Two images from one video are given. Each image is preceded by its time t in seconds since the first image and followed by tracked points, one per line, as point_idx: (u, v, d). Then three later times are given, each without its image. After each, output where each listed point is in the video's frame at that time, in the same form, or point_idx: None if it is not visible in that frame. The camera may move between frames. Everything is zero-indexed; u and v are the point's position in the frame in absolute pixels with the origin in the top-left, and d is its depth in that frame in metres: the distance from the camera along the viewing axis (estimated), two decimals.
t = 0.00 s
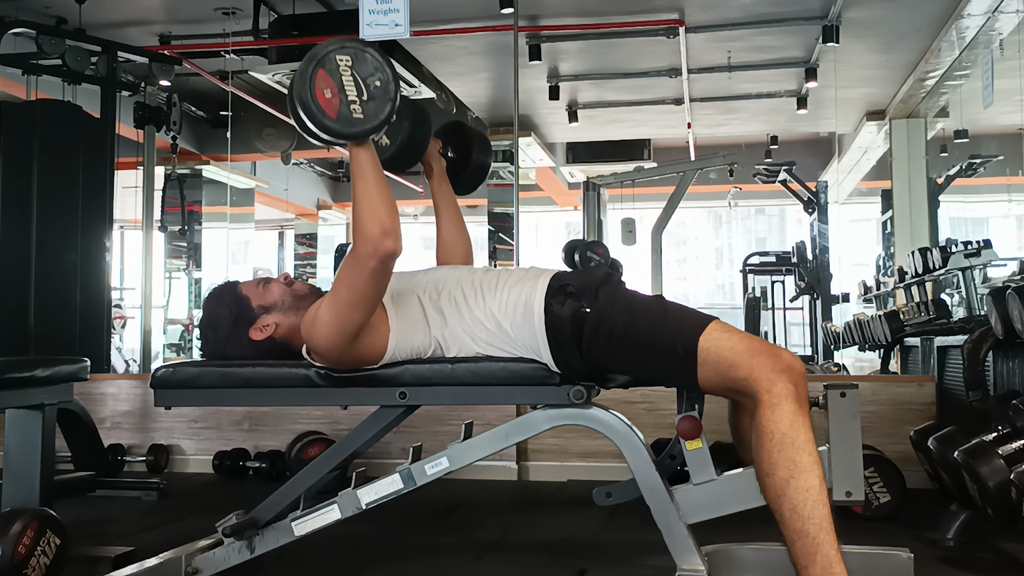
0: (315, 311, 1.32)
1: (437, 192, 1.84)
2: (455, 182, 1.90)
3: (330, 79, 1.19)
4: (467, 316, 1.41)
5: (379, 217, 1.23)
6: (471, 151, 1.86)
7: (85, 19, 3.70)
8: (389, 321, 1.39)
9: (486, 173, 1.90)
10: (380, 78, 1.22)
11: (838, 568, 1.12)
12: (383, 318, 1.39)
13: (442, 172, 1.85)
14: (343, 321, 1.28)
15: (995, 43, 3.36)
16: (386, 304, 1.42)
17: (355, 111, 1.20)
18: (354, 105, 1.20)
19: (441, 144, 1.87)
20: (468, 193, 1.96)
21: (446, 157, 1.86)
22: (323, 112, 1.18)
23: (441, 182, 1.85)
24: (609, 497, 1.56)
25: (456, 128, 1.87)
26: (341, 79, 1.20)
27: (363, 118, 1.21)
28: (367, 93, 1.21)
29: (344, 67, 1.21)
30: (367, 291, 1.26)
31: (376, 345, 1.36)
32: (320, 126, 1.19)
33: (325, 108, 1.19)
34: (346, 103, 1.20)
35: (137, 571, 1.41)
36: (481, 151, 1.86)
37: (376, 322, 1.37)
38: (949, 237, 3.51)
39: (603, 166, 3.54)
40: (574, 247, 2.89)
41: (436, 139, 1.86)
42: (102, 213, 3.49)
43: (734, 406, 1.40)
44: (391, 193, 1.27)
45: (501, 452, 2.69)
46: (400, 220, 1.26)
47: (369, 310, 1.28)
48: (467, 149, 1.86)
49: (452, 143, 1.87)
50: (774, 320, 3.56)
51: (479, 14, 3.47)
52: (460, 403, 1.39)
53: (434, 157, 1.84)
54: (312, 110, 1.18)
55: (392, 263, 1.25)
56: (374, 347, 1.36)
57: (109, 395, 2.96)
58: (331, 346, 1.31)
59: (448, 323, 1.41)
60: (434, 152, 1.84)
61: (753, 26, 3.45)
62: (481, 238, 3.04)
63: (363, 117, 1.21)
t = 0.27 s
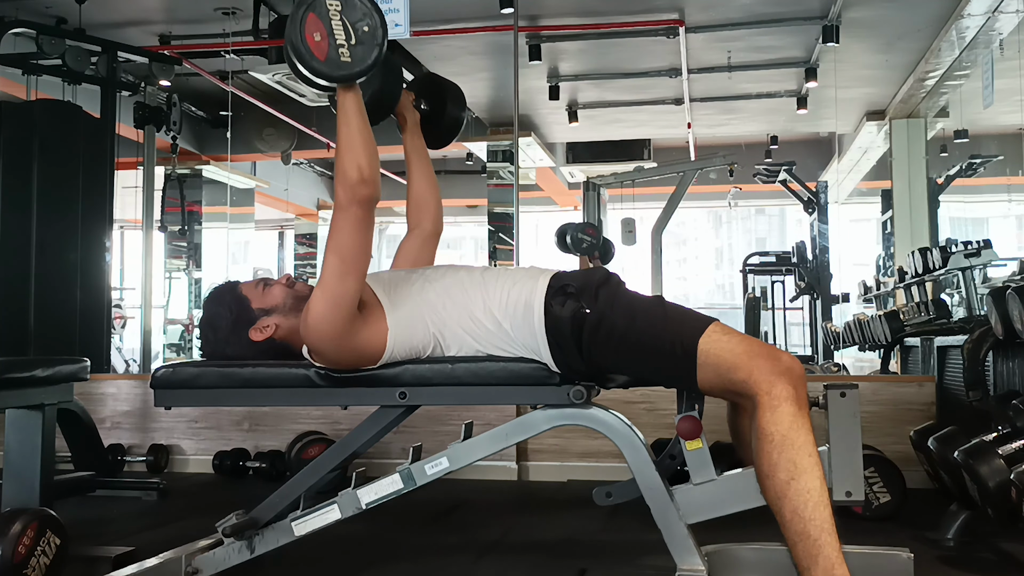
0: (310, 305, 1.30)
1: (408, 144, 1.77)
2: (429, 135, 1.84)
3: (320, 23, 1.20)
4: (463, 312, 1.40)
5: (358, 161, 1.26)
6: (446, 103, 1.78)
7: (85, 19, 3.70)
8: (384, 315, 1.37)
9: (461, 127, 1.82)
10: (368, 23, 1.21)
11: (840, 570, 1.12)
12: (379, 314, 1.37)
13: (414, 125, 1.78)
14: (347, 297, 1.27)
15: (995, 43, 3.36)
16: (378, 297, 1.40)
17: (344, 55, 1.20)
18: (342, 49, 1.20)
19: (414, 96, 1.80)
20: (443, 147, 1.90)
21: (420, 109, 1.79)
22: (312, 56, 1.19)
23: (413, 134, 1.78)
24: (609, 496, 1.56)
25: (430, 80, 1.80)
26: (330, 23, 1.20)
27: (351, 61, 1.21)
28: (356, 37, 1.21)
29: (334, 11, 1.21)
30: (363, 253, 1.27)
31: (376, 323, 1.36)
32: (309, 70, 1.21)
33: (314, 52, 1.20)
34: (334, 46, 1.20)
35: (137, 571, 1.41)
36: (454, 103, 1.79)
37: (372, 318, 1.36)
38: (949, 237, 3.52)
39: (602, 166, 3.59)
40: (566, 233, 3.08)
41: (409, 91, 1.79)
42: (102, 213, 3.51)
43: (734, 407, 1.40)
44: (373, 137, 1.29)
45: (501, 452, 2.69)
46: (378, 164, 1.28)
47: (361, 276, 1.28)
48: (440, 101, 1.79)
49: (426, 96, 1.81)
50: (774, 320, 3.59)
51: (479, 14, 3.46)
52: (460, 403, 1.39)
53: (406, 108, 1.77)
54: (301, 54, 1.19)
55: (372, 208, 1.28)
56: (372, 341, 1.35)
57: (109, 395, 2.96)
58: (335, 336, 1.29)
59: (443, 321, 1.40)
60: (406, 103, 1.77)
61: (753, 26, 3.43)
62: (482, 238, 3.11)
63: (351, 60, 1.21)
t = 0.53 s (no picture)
0: (309, 294, 1.29)
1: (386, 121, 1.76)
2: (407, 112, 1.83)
3: (319, 1, 1.21)
4: (462, 311, 1.40)
5: (344, 139, 1.30)
6: (427, 81, 1.78)
7: (85, 19, 3.70)
8: (380, 308, 1.38)
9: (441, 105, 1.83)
10: (366, 6, 1.23)
11: (845, 567, 1.12)
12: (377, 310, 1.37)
13: (395, 102, 1.78)
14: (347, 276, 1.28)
15: (995, 43, 3.36)
16: (373, 294, 1.40)
17: (340, 36, 1.22)
18: (338, 30, 1.22)
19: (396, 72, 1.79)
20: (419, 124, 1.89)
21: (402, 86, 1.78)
22: (308, 34, 1.20)
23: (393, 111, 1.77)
24: (609, 496, 1.56)
25: (414, 57, 1.79)
26: (329, 3, 1.22)
27: (347, 42, 1.23)
28: (353, 18, 1.23)
29: None
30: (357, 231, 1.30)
31: (372, 310, 1.37)
32: (304, 47, 1.21)
33: (311, 30, 1.21)
34: (331, 26, 1.22)
35: (137, 571, 1.41)
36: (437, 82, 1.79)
37: (370, 311, 1.37)
38: (949, 237, 3.51)
39: (602, 166, 3.59)
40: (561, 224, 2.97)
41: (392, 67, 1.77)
42: (102, 213, 3.49)
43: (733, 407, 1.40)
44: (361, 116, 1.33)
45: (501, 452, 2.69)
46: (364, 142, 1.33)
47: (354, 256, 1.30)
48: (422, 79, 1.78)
49: (408, 72, 1.80)
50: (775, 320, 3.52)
51: (479, 14, 3.46)
52: (459, 403, 1.39)
53: (389, 85, 1.76)
54: (298, 31, 1.20)
55: (359, 185, 1.32)
56: (371, 334, 1.35)
57: (109, 395, 2.96)
58: (333, 327, 1.29)
59: (443, 321, 1.40)
60: (389, 80, 1.75)
61: (753, 26, 3.44)
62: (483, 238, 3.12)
63: (347, 42, 1.23)
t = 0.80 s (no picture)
0: (310, 293, 1.29)
1: (387, 118, 1.75)
2: (413, 109, 1.81)
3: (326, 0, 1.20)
4: (463, 312, 1.40)
5: (346, 138, 1.30)
6: (430, 79, 1.76)
7: (86, 19, 3.70)
8: (381, 308, 1.38)
9: (449, 102, 1.80)
10: (371, 8, 1.25)
11: (846, 567, 1.12)
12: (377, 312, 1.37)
13: (399, 99, 1.76)
14: (348, 275, 1.29)
15: (995, 44, 3.37)
16: (372, 295, 1.40)
17: (346, 36, 1.22)
18: (345, 30, 1.22)
19: (401, 69, 1.77)
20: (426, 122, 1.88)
21: (406, 83, 1.77)
22: (315, 32, 1.19)
23: (396, 108, 1.75)
24: (609, 496, 1.56)
25: (418, 54, 1.77)
26: (336, 2, 1.21)
27: (352, 41, 1.23)
28: (358, 19, 1.23)
29: None
30: (358, 230, 1.30)
31: (373, 310, 1.37)
32: (310, 45, 1.20)
33: (318, 28, 1.20)
34: (337, 26, 1.22)
35: (137, 571, 1.41)
36: (441, 79, 1.76)
37: (371, 311, 1.37)
38: (949, 237, 3.51)
39: (602, 166, 3.53)
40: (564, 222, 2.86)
41: (396, 63, 1.76)
42: (102, 213, 3.50)
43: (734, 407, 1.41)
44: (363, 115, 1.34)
45: (501, 452, 2.69)
46: (366, 141, 1.33)
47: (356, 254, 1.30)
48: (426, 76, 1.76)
49: (414, 70, 1.78)
50: (775, 320, 3.50)
51: (479, 14, 3.46)
52: (460, 403, 1.39)
53: (392, 81, 1.74)
54: (305, 29, 1.19)
55: (361, 185, 1.32)
56: (372, 333, 1.35)
57: (109, 395, 2.96)
58: (335, 326, 1.29)
59: (443, 321, 1.40)
60: (392, 76, 1.74)
61: (753, 26, 3.45)
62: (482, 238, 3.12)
63: (352, 42, 1.23)
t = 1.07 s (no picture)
0: (310, 293, 1.29)
1: (396, 119, 1.74)
2: (420, 112, 1.82)
3: (331, 2, 1.20)
4: (462, 312, 1.40)
5: (349, 139, 1.30)
6: (438, 80, 1.77)
7: (86, 19, 3.70)
8: (381, 309, 1.37)
9: (457, 104, 1.79)
10: (377, 10, 1.25)
11: (845, 568, 1.12)
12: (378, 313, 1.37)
13: (408, 101, 1.77)
14: (348, 277, 1.28)
15: (995, 44, 3.37)
16: (372, 295, 1.40)
17: (350, 37, 1.22)
18: (349, 31, 1.22)
19: (409, 72, 1.78)
20: (434, 126, 1.88)
21: (414, 86, 1.78)
22: (320, 33, 1.19)
23: (404, 110, 1.75)
24: (609, 496, 1.56)
25: (426, 58, 1.79)
26: (341, 4, 1.21)
27: (357, 43, 1.23)
28: (363, 21, 1.23)
29: None
30: (358, 231, 1.30)
31: (373, 312, 1.37)
32: (315, 46, 1.20)
33: (323, 30, 1.19)
34: (342, 27, 1.21)
35: (137, 571, 1.41)
36: (450, 81, 1.77)
37: (371, 313, 1.36)
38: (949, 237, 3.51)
39: (602, 166, 3.53)
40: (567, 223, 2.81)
41: (405, 66, 1.77)
42: (102, 214, 3.50)
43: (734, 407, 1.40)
44: (365, 116, 1.33)
45: (501, 452, 2.69)
46: (368, 143, 1.33)
47: (356, 256, 1.30)
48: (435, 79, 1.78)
49: (422, 72, 1.79)
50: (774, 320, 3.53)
51: (479, 14, 3.46)
52: (460, 402, 1.39)
53: (400, 84, 1.75)
54: (310, 31, 1.18)
55: (363, 187, 1.32)
56: (372, 335, 1.35)
57: (109, 395, 2.96)
58: (335, 327, 1.29)
59: (443, 321, 1.40)
60: (400, 79, 1.75)
61: (753, 26, 3.45)
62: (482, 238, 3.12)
63: (356, 44, 1.23)
